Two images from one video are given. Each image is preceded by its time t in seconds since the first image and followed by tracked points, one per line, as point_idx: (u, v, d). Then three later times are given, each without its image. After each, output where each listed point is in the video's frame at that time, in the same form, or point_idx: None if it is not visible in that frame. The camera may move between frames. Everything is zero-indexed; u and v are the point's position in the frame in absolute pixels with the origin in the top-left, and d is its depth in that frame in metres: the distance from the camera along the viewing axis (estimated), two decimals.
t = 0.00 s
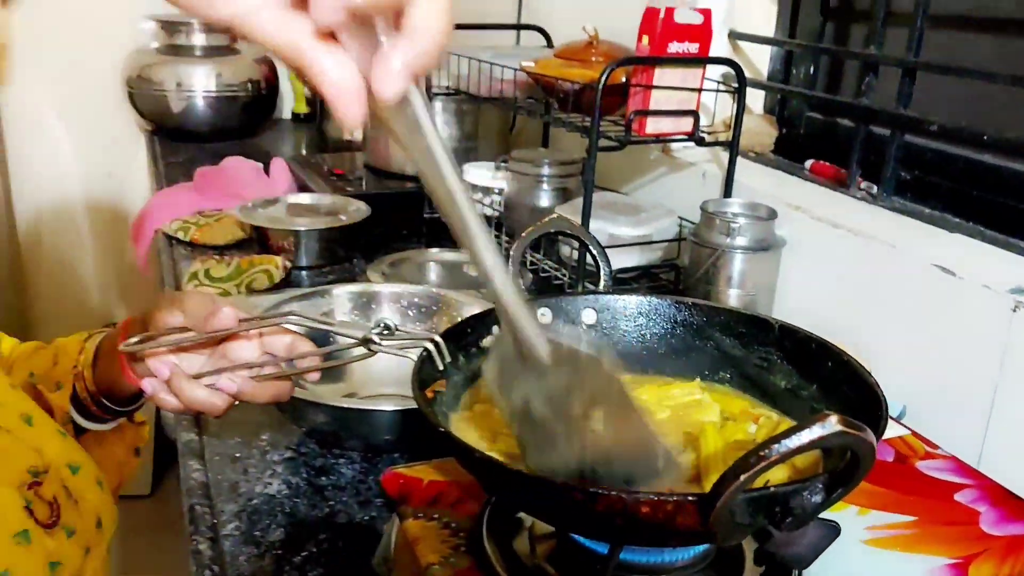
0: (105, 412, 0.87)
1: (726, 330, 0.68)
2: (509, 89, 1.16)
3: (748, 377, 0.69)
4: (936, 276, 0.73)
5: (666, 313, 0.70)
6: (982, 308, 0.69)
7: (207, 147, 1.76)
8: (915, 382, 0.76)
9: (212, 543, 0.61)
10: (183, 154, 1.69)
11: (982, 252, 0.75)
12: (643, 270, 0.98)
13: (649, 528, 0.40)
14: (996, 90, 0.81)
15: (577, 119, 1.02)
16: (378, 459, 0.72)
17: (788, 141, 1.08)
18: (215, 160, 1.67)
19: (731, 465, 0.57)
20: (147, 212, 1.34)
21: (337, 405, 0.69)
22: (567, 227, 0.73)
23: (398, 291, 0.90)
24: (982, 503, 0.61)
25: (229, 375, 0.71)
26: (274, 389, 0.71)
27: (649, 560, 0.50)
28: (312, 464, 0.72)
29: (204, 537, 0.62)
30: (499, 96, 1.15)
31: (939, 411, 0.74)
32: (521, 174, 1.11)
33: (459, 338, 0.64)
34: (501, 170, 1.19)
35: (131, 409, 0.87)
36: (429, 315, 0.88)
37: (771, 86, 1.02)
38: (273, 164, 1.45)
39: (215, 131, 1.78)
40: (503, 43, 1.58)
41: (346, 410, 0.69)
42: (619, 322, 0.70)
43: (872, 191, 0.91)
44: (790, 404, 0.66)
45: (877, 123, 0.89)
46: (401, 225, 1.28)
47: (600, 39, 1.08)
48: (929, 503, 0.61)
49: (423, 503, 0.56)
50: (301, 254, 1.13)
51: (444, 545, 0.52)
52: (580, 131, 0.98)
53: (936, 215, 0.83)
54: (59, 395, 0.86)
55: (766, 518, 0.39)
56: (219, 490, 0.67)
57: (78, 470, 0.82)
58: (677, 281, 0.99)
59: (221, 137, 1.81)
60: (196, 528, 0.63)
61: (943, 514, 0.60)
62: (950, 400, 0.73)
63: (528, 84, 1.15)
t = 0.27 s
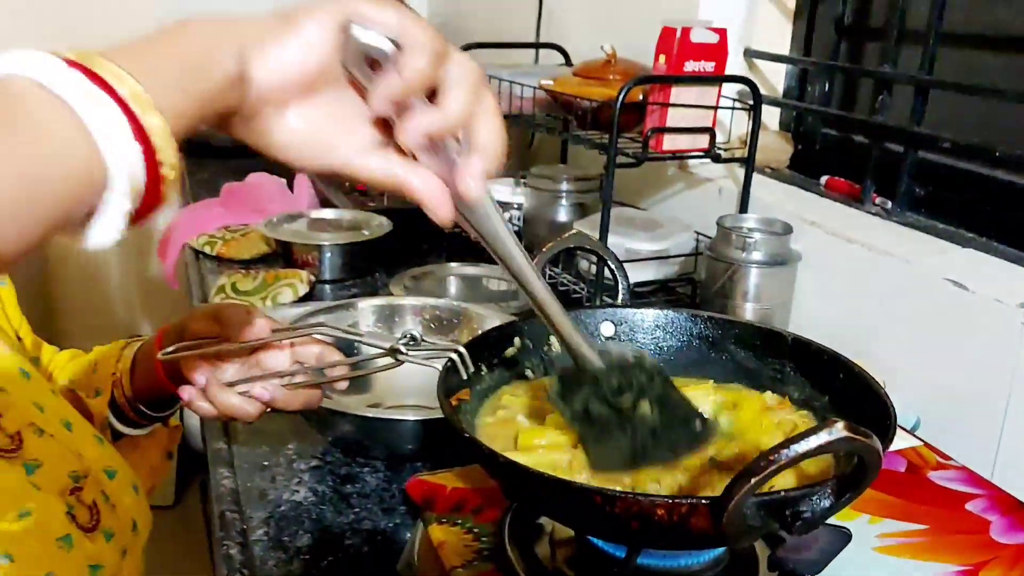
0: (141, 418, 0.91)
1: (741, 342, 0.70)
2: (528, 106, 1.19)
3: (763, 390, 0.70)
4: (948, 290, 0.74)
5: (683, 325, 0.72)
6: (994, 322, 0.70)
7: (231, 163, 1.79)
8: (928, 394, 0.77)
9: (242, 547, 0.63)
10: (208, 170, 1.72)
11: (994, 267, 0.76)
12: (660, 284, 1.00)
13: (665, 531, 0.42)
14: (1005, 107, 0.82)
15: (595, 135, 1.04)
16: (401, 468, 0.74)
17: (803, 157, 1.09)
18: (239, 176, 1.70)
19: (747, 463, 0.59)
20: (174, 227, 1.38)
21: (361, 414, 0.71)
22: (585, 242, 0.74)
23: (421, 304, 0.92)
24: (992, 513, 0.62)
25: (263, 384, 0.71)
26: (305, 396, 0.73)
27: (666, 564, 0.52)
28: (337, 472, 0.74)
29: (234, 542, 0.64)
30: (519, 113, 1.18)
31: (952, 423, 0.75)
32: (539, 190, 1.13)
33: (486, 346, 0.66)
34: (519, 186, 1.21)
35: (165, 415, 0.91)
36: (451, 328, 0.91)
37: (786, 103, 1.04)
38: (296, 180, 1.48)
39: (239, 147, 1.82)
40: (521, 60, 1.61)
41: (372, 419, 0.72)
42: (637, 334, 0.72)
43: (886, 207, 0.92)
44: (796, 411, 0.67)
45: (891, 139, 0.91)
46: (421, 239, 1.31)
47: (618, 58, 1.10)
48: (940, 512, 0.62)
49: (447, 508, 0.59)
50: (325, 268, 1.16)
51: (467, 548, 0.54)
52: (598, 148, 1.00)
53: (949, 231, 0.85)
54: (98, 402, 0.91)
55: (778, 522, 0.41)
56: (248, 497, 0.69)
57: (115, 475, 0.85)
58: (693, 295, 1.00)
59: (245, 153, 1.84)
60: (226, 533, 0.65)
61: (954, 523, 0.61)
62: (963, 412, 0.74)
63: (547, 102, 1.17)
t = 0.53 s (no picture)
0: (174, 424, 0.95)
1: (755, 354, 0.71)
2: (547, 124, 1.21)
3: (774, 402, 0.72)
4: (959, 305, 0.76)
5: (697, 338, 0.74)
6: (1004, 336, 0.72)
7: (254, 179, 1.83)
8: (941, 407, 0.78)
9: (270, 553, 0.65)
10: (231, 187, 1.76)
11: (1005, 282, 0.78)
12: (676, 298, 1.02)
13: (679, 535, 0.44)
14: (1016, 125, 0.83)
15: (611, 153, 1.06)
16: (424, 477, 0.76)
17: (817, 173, 1.11)
18: (262, 192, 1.74)
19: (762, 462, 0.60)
20: (200, 242, 1.41)
21: (385, 424, 0.73)
22: (602, 258, 0.76)
23: (442, 318, 0.94)
24: (1001, 522, 0.64)
25: (293, 393, 0.74)
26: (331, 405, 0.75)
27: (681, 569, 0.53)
28: (362, 481, 0.76)
29: (263, 548, 0.66)
30: (537, 131, 1.20)
31: (965, 435, 0.76)
32: (557, 206, 1.15)
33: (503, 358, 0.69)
34: (537, 202, 1.24)
35: (196, 421, 0.95)
36: (471, 341, 0.93)
37: (800, 120, 1.06)
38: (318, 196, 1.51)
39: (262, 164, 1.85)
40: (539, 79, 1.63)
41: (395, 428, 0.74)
42: (652, 347, 0.74)
43: (899, 223, 0.93)
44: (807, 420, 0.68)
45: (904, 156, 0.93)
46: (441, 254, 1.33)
47: (634, 77, 1.12)
48: (949, 521, 0.64)
49: (470, 514, 0.61)
50: (347, 283, 1.18)
51: (489, 552, 0.56)
52: (614, 165, 1.02)
53: (961, 246, 0.86)
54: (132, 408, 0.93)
55: (786, 527, 0.43)
56: (275, 505, 0.71)
57: (148, 476, 0.89)
58: (708, 309, 1.02)
59: (268, 170, 1.88)
60: (256, 539, 0.67)
61: (963, 531, 0.62)
62: (975, 424, 0.75)
63: (564, 120, 1.19)
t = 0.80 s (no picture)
0: (207, 433, 0.97)
1: (777, 368, 0.72)
2: (567, 142, 1.22)
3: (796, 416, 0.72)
4: (978, 321, 0.76)
5: (720, 353, 0.76)
6: None
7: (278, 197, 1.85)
8: (961, 423, 0.79)
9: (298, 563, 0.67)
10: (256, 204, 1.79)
11: None
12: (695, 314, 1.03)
13: (701, 543, 0.45)
14: None
15: (631, 171, 1.07)
16: (447, 490, 0.77)
17: (836, 189, 1.12)
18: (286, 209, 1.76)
19: (779, 474, 0.61)
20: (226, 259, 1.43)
21: (410, 438, 0.75)
22: (626, 273, 0.77)
23: (464, 334, 0.96)
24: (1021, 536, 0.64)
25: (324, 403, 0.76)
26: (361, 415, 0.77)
27: None
28: (387, 493, 0.77)
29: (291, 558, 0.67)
30: (557, 149, 1.22)
31: (985, 451, 0.77)
32: (577, 223, 1.16)
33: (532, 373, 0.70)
34: (558, 219, 1.25)
35: (228, 431, 0.97)
36: (493, 356, 0.94)
37: (820, 137, 1.07)
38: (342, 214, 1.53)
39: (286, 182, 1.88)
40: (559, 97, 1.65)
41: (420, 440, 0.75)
42: (676, 361, 0.77)
43: (918, 239, 0.94)
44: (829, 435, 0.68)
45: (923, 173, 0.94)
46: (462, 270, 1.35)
47: (653, 96, 1.13)
48: (968, 534, 0.64)
49: (494, 524, 0.62)
50: (370, 298, 1.20)
51: (513, 562, 0.57)
52: (634, 182, 1.04)
53: (981, 262, 0.86)
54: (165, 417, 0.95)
55: (804, 537, 0.45)
56: (303, 516, 0.73)
57: (181, 484, 0.91)
58: (728, 325, 1.03)
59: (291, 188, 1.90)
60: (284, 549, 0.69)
61: (983, 545, 0.63)
62: (996, 440, 0.76)
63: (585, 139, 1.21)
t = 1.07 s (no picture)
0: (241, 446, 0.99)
1: (799, 386, 0.74)
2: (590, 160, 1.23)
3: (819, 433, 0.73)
4: (1001, 340, 0.77)
5: (743, 371, 0.77)
6: None
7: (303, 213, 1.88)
8: (984, 440, 0.79)
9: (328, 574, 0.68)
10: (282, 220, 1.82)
11: None
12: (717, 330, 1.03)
13: (728, 557, 0.47)
14: None
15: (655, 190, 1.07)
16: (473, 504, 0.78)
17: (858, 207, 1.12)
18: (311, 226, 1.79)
19: (801, 489, 0.62)
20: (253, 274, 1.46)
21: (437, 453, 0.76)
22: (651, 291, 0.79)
23: (489, 350, 0.97)
24: None
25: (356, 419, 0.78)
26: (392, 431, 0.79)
27: None
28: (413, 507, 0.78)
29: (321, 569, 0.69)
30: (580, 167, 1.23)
31: (1008, 469, 0.77)
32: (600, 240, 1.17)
33: (556, 392, 0.70)
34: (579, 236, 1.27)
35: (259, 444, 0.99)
36: (517, 372, 0.95)
37: (841, 156, 1.08)
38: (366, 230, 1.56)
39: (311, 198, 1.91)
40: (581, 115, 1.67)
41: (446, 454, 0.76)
42: (699, 378, 0.77)
43: (941, 257, 0.94)
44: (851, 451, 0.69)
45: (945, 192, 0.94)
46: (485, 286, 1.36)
47: (675, 115, 1.15)
48: (992, 551, 0.64)
49: (521, 537, 0.64)
50: (395, 314, 1.22)
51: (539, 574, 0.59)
52: (657, 201, 1.05)
53: (1003, 281, 0.87)
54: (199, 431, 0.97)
55: (829, 551, 0.45)
56: (331, 528, 0.74)
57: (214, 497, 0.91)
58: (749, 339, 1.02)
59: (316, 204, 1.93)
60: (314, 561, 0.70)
61: (1006, 562, 0.63)
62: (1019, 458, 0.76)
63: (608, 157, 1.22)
